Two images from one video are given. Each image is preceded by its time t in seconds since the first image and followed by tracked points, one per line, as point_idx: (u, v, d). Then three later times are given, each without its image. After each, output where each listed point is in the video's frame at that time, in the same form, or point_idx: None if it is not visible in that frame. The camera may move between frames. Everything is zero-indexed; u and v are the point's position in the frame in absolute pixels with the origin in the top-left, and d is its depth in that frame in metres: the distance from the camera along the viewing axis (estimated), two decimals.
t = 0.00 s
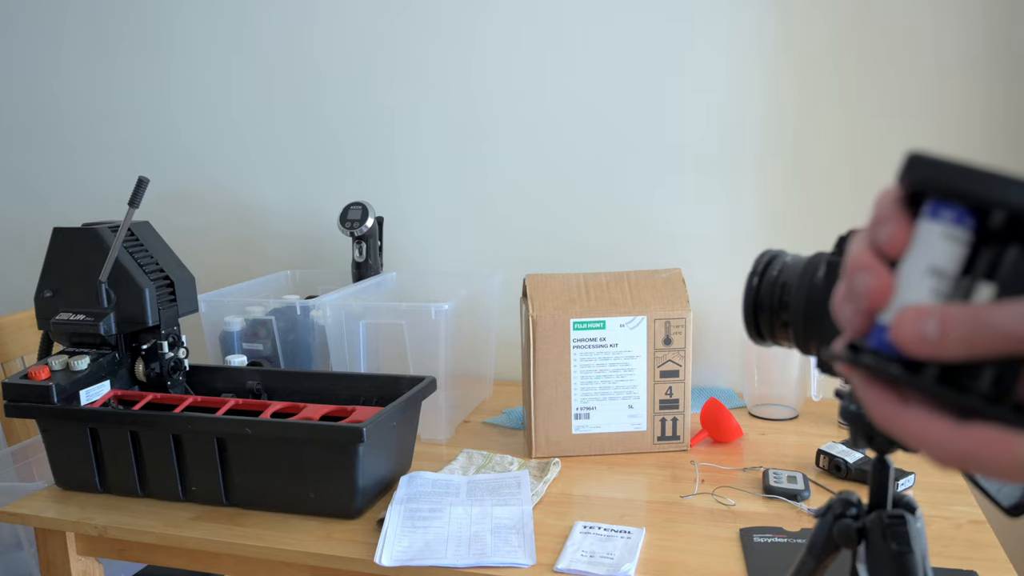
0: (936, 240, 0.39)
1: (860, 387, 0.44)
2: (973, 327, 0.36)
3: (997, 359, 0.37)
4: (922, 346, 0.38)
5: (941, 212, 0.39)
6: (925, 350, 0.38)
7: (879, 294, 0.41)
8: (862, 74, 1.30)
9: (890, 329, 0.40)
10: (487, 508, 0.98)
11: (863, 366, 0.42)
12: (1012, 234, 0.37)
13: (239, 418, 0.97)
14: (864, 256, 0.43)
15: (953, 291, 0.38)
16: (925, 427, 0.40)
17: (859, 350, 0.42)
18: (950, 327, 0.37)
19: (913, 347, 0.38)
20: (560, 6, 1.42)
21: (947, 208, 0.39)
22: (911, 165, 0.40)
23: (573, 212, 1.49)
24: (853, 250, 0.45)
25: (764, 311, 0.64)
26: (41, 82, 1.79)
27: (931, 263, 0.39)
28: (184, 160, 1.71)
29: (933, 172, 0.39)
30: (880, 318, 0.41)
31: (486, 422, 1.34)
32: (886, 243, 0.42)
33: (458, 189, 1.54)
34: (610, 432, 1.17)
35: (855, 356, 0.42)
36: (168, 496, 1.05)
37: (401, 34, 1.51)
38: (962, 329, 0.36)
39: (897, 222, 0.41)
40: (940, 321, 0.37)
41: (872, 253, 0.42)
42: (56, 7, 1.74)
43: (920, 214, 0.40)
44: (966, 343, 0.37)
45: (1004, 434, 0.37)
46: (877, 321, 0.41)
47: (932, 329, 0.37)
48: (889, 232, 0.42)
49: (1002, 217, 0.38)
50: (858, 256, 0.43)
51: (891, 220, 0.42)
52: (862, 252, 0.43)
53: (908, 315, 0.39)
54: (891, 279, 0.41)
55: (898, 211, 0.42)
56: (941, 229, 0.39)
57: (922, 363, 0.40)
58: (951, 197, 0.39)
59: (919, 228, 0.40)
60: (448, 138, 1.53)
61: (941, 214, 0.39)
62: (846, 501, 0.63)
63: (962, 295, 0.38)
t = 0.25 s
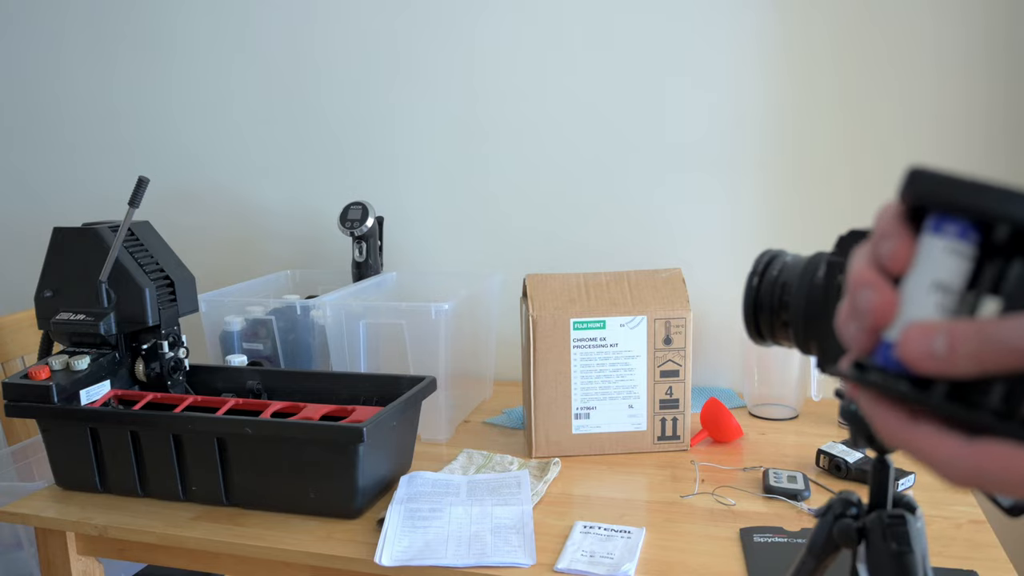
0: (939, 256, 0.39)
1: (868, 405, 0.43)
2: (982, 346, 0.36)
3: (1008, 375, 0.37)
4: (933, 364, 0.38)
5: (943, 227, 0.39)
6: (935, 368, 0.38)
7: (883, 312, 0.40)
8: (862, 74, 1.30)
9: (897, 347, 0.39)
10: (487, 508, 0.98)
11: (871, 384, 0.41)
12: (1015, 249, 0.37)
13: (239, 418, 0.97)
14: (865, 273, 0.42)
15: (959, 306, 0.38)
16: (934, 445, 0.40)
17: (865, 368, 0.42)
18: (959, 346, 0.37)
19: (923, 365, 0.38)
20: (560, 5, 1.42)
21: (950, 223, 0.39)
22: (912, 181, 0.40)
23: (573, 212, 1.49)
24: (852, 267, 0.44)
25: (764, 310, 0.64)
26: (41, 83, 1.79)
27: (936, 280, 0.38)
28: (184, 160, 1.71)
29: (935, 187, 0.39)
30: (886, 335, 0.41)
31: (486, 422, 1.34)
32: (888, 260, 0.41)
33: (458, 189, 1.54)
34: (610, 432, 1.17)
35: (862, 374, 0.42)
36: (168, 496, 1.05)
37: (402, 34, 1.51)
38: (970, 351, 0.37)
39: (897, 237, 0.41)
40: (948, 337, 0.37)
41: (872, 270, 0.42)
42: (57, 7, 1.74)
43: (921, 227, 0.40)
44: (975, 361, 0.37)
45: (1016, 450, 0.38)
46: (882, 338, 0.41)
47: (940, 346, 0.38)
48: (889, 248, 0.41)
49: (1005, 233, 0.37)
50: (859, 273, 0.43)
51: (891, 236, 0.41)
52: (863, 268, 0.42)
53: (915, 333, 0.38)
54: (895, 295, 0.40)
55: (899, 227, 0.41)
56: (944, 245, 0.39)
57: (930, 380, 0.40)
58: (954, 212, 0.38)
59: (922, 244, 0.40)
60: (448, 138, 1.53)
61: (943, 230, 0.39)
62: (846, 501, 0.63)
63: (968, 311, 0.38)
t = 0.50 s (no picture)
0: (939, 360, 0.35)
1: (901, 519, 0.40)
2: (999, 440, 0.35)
3: None
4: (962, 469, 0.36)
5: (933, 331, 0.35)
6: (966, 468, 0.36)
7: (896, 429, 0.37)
8: (862, 75, 1.30)
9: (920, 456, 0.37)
10: (487, 508, 0.98)
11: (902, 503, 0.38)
12: (1012, 340, 0.34)
13: (239, 418, 0.97)
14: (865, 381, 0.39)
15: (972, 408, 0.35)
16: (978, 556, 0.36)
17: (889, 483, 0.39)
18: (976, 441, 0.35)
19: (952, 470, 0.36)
20: (560, 5, 1.42)
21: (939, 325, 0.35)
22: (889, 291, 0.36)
23: (573, 211, 1.49)
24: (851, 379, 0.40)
25: (764, 310, 0.64)
26: (41, 83, 1.79)
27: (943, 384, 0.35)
28: (184, 160, 1.71)
29: (913, 294, 0.35)
30: (907, 451, 0.37)
31: (486, 422, 1.34)
32: (886, 373, 0.37)
33: (458, 189, 1.54)
34: (610, 432, 1.17)
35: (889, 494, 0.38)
36: (168, 496, 1.05)
37: (402, 34, 1.51)
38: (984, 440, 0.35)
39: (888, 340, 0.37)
40: (969, 442, 0.35)
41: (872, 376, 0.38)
42: (56, 7, 1.74)
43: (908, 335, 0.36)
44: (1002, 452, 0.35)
45: None
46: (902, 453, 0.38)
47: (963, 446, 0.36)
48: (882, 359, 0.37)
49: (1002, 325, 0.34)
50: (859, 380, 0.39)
51: (880, 348, 0.37)
52: (862, 383, 0.39)
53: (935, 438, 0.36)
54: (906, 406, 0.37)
55: (886, 335, 0.37)
56: (942, 350, 0.35)
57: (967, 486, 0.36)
58: (939, 317, 0.35)
59: (913, 353, 0.36)
60: (448, 138, 1.53)
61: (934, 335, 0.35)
62: (846, 501, 0.63)
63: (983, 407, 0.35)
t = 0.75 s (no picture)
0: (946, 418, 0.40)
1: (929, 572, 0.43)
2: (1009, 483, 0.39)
3: None
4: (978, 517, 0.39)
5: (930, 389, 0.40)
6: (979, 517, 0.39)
7: (913, 487, 0.41)
8: (862, 74, 1.30)
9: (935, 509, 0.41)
10: (487, 507, 0.98)
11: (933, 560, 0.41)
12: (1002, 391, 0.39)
13: (239, 418, 0.97)
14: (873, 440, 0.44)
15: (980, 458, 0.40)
16: None
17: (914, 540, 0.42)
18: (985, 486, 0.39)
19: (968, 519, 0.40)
20: (560, 5, 1.42)
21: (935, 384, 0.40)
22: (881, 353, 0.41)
23: (573, 211, 1.49)
24: (859, 444, 0.46)
25: (764, 311, 0.64)
26: (42, 83, 1.79)
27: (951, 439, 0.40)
28: (185, 160, 1.71)
29: (909, 356, 0.40)
30: (925, 508, 0.41)
31: (486, 422, 1.34)
32: (891, 432, 0.43)
33: (459, 189, 1.54)
34: (610, 432, 1.17)
35: (916, 551, 0.42)
36: (168, 496, 1.05)
37: (403, 34, 1.51)
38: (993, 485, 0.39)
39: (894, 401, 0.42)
40: (987, 493, 0.39)
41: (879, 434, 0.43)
42: (57, 7, 1.74)
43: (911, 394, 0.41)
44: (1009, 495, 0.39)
45: None
46: (921, 511, 0.42)
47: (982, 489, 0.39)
48: (886, 417, 0.43)
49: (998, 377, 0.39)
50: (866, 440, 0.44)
51: (882, 408, 0.43)
52: (871, 446, 0.44)
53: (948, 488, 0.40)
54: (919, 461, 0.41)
55: (885, 397, 0.43)
56: (946, 406, 0.40)
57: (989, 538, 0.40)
58: (936, 375, 0.40)
59: (916, 411, 0.41)
60: (448, 138, 1.53)
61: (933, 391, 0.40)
62: (846, 501, 0.63)
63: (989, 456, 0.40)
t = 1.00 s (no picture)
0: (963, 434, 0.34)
1: None
2: None
3: None
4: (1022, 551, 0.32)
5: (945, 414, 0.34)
6: None
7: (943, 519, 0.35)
8: (862, 74, 1.30)
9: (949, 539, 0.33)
10: (487, 508, 0.98)
11: None
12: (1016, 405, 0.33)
13: (239, 418, 0.97)
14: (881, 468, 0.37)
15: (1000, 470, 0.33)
16: None
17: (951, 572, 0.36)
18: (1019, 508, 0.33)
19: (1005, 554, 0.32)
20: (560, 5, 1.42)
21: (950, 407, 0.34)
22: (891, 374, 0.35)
23: (573, 211, 1.49)
24: (875, 475, 0.39)
25: (764, 311, 0.64)
26: (42, 83, 1.79)
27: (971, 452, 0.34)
28: (185, 160, 1.71)
29: (914, 383, 0.34)
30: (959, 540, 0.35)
31: (486, 422, 1.34)
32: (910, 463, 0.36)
33: (459, 189, 1.54)
34: (610, 432, 1.17)
35: None
36: (168, 496, 1.05)
37: (403, 34, 1.51)
38: None
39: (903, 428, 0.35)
40: None
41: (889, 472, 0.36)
42: (57, 7, 1.74)
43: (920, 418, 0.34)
44: None
45: None
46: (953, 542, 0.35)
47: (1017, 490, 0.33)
48: (900, 443, 0.36)
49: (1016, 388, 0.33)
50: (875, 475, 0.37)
51: (894, 435, 0.36)
52: (889, 476, 0.37)
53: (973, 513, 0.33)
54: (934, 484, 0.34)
55: (896, 422, 0.36)
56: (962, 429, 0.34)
57: None
58: (946, 399, 0.33)
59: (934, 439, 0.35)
60: (448, 139, 1.53)
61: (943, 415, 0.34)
62: (846, 502, 0.63)
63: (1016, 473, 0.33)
